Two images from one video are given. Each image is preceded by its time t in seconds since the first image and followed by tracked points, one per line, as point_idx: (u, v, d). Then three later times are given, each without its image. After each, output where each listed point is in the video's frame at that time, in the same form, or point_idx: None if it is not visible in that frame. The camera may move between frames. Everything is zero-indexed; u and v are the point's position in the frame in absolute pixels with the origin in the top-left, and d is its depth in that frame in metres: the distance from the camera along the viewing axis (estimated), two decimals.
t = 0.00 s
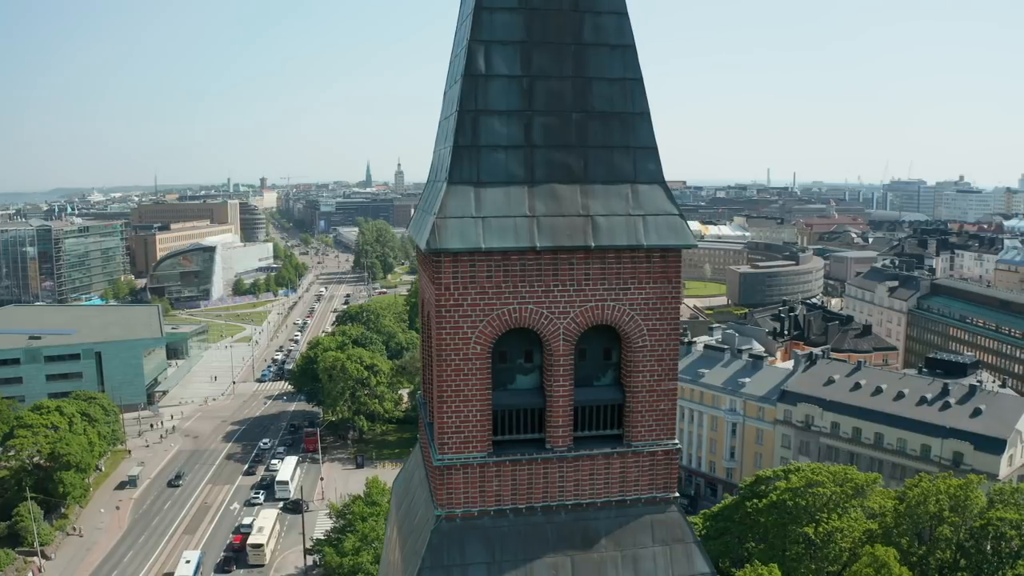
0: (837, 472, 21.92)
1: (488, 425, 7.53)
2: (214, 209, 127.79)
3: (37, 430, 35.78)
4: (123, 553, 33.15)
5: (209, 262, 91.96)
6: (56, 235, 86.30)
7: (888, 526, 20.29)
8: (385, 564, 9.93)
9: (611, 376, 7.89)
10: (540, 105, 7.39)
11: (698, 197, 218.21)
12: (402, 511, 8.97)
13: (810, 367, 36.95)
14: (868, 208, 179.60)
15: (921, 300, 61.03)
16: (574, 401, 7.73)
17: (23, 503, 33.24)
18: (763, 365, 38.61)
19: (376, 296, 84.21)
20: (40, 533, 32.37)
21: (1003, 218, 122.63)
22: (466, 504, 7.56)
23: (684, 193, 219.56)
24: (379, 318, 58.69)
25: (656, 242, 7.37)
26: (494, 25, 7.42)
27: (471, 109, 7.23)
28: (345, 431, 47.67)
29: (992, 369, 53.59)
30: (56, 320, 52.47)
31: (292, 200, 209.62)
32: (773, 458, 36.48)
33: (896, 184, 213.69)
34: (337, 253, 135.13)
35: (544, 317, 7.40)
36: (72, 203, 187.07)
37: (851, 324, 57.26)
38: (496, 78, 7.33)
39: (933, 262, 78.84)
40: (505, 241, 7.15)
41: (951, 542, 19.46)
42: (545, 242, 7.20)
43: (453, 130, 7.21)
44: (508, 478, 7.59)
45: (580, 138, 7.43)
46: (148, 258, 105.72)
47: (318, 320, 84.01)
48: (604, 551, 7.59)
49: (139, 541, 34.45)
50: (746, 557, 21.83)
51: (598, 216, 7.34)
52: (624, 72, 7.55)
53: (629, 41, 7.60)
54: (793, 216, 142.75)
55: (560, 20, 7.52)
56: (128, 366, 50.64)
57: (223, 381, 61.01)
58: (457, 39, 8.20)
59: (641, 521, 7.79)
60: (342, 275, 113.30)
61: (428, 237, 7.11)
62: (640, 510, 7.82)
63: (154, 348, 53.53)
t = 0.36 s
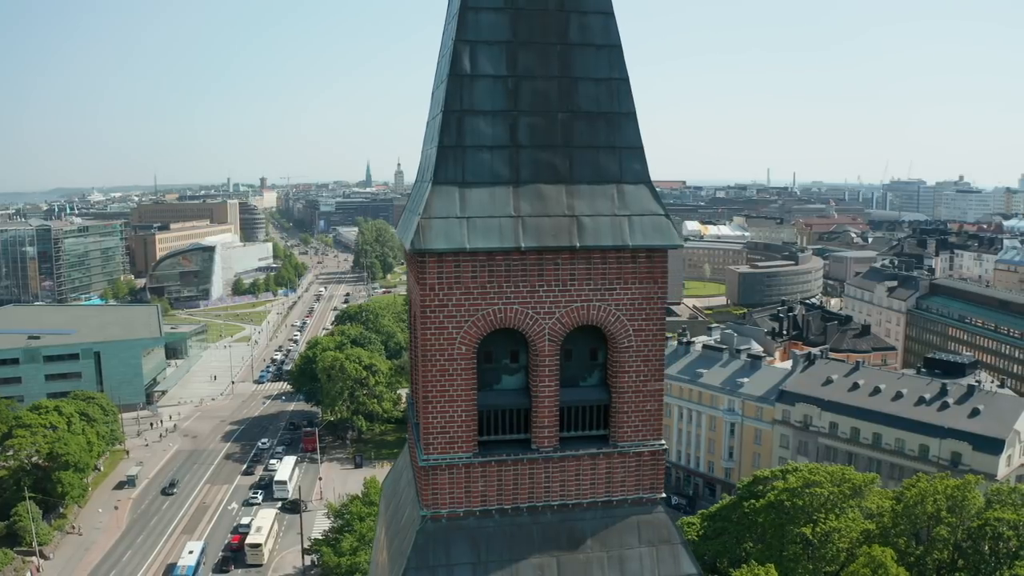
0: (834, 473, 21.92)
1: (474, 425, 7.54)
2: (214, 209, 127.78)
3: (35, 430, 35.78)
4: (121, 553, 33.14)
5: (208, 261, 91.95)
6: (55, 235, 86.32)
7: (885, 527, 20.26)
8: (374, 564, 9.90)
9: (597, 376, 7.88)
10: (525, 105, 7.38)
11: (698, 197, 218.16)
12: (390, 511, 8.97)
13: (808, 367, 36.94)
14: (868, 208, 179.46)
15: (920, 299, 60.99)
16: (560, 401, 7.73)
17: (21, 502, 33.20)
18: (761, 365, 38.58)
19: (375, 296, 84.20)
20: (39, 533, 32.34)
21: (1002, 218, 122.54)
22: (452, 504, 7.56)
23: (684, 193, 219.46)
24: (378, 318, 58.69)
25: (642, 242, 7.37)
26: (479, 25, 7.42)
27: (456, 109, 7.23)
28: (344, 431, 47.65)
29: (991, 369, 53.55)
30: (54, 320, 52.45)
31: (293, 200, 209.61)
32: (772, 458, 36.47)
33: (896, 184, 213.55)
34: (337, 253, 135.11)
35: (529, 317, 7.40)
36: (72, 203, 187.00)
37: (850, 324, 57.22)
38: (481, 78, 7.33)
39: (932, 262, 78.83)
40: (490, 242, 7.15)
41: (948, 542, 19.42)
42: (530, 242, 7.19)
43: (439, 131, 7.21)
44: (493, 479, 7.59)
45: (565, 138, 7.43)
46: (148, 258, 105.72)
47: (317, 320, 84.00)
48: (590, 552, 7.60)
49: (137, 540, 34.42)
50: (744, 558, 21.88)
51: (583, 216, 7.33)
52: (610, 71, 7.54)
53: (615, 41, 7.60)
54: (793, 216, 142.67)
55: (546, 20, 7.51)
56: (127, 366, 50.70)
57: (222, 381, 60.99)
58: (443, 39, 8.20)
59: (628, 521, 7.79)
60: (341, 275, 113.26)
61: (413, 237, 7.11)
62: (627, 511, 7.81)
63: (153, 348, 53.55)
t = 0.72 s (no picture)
0: (831, 472, 21.89)
1: (458, 425, 7.55)
2: (214, 209, 127.80)
3: (33, 430, 35.79)
4: (120, 553, 33.14)
5: (208, 262, 91.98)
6: (55, 235, 86.36)
7: (882, 526, 20.28)
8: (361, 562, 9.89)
9: (582, 376, 7.88)
10: (509, 105, 7.39)
11: (697, 197, 218.14)
12: (377, 509, 8.97)
13: (806, 367, 36.93)
14: (867, 208, 179.49)
15: (919, 300, 61.00)
16: (544, 401, 7.72)
17: (19, 502, 33.15)
18: (759, 365, 38.55)
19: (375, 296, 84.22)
20: (37, 533, 32.33)
21: (1002, 218, 122.52)
22: (436, 504, 7.58)
23: (684, 193, 219.61)
24: (376, 318, 58.73)
25: (626, 242, 7.37)
26: (463, 25, 7.42)
27: (440, 109, 7.23)
28: (342, 432, 47.66)
29: (990, 369, 53.54)
30: (53, 320, 52.46)
31: (293, 200, 209.70)
32: (769, 458, 36.47)
33: (896, 183, 213.51)
34: (337, 253, 135.15)
35: (513, 317, 7.40)
36: (72, 203, 187.07)
37: (848, 324, 57.21)
38: (465, 79, 7.33)
39: (931, 262, 78.84)
40: (473, 242, 7.16)
41: (945, 542, 19.52)
42: (513, 242, 7.19)
43: (422, 131, 7.22)
44: (478, 479, 7.60)
45: (549, 138, 7.42)
46: (147, 258, 105.77)
47: (317, 320, 84.01)
48: (575, 552, 7.60)
49: (136, 540, 34.42)
50: (741, 558, 21.91)
51: (567, 216, 7.33)
52: (594, 71, 7.54)
53: (601, 41, 7.59)
54: (793, 216, 142.70)
55: (531, 20, 7.50)
56: (127, 366, 50.92)
57: (220, 381, 60.99)
58: (429, 39, 8.20)
59: (613, 521, 7.79)
60: (341, 276, 113.27)
61: (397, 237, 7.12)
62: (612, 511, 7.81)
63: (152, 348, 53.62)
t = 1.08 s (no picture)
0: (828, 473, 21.92)
1: (441, 424, 7.57)
2: (214, 209, 127.87)
3: (32, 429, 35.82)
4: (118, 553, 33.15)
5: (207, 262, 92.03)
6: (54, 236, 86.40)
7: (879, 527, 20.30)
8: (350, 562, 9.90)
9: (566, 376, 7.89)
10: (492, 106, 7.40)
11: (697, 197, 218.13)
12: (364, 509, 8.98)
13: (804, 368, 36.94)
14: (867, 208, 179.53)
15: (918, 300, 60.97)
16: (528, 400, 7.74)
17: (18, 502, 33.17)
18: (758, 365, 38.60)
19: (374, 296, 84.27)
20: (35, 533, 32.34)
21: (1001, 219, 122.47)
22: (419, 504, 7.60)
23: (684, 193, 219.72)
24: (375, 318, 58.76)
25: (609, 243, 7.37)
26: (447, 26, 7.43)
27: (424, 110, 7.24)
28: (341, 432, 47.69)
29: (988, 369, 53.55)
30: (52, 320, 52.50)
31: (293, 200, 209.74)
32: (767, 458, 36.47)
33: (896, 183, 213.41)
34: (336, 253, 135.24)
35: (496, 317, 7.41)
36: (71, 203, 187.09)
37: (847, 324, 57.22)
38: (448, 79, 7.34)
39: (930, 262, 78.85)
40: (456, 242, 7.17)
41: (942, 542, 19.48)
42: (496, 242, 7.20)
43: (405, 132, 7.23)
44: (462, 479, 7.62)
45: (532, 138, 7.43)
46: (147, 258, 105.80)
47: (316, 320, 84.06)
48: (559, 552, 7.61)
49: (134, 540, 34.43)
50: (738, 558, 21.95)
51: (550, 216, 7.33)
52: (578, 71, 7.54)
53: (584, 41, 7.60)
54: (792, 216, 142.73)
55: (514, 20, 7.52)
56: (126, 366, 50.94)
57: (219, 381, 61.02)
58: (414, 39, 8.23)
59: (597, 521, 7.80)
60: (340, 276, 113.33)
61: (380, 237, 7.13)
62: (596, 511, 7.81)
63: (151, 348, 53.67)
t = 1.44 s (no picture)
0: (825, 473, 21.96)
1: (424, 425, 7.57)
2: (213, 209, 127.91)
3: (30, 429, 35.83)
4: (116, 553, 33.15)
5: (207, 261, 92.02)
6: (53, 236, 86.40)
7: (876, 527, 20.21)
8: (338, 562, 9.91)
9: (549, 378, 7.89)
10: (474, 107, 7.40)
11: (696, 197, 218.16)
12: (350, 509, 8.98)
13: (802, 368, 36.95)
14: (867, 208, 179.62)
15: (917, 300, 60.94)
16: (511, 401, 7.73)
17: (16, 502, 33.17)
18: (756, 365, 38.61)
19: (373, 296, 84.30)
20: (33, 533, 32.35)
21: (1001, 219, 122.43)
22: (402, 505, 7.60)
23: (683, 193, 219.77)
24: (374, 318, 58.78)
25: (592, 243, 7.37)
26: (430, 27, 7.43)
27: (406, 111, 7.25)
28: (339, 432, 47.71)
29: (987, 369, 53.53)
30: (51, 320, 52.51)
31: (293, 200, 209.79)
32: (765, 458, 36.42)
33: (896, 183, 213.32)
34: (336, 253, 135.30)
35: (478, 319, 7.41)
36: (71, 203, 187.10)
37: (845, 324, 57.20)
38: (430, 80, 7.35)
39: (929, 262, 78.84)
40: (438, 243, 7.17)
41: (939, 543, 19.40)
42: (477, 243, 7.21)
43: (388, 132, 7.24)
44: (444, 480, 7.63)
45: (515, 138, 7.43)
46: (146, 258, 105.81)
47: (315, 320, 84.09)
48: (542, 553, 7.61)
49: (132, 540, 34.43)
50: (735, 558, 21.96)
51: (532, 217, 7.33)
52: (561, 73, 7.54)
53: (567, 41, 7.60)
54: (792, 216, 142.75)
55: (497, 21, 7.52)
56: (124, 366, 50.94)
57: (218, 381, 61.05)
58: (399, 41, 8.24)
59: (581, 522, 7.79)
60: (340, 276, 113.37)
61: (361, 238, 7.14)
62: (579, 513, 7.81)
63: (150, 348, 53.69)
